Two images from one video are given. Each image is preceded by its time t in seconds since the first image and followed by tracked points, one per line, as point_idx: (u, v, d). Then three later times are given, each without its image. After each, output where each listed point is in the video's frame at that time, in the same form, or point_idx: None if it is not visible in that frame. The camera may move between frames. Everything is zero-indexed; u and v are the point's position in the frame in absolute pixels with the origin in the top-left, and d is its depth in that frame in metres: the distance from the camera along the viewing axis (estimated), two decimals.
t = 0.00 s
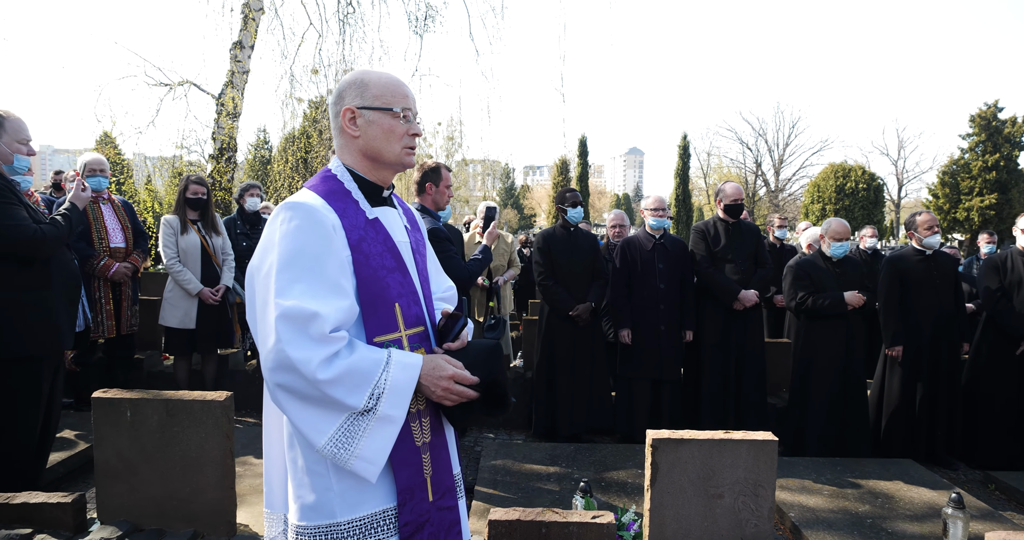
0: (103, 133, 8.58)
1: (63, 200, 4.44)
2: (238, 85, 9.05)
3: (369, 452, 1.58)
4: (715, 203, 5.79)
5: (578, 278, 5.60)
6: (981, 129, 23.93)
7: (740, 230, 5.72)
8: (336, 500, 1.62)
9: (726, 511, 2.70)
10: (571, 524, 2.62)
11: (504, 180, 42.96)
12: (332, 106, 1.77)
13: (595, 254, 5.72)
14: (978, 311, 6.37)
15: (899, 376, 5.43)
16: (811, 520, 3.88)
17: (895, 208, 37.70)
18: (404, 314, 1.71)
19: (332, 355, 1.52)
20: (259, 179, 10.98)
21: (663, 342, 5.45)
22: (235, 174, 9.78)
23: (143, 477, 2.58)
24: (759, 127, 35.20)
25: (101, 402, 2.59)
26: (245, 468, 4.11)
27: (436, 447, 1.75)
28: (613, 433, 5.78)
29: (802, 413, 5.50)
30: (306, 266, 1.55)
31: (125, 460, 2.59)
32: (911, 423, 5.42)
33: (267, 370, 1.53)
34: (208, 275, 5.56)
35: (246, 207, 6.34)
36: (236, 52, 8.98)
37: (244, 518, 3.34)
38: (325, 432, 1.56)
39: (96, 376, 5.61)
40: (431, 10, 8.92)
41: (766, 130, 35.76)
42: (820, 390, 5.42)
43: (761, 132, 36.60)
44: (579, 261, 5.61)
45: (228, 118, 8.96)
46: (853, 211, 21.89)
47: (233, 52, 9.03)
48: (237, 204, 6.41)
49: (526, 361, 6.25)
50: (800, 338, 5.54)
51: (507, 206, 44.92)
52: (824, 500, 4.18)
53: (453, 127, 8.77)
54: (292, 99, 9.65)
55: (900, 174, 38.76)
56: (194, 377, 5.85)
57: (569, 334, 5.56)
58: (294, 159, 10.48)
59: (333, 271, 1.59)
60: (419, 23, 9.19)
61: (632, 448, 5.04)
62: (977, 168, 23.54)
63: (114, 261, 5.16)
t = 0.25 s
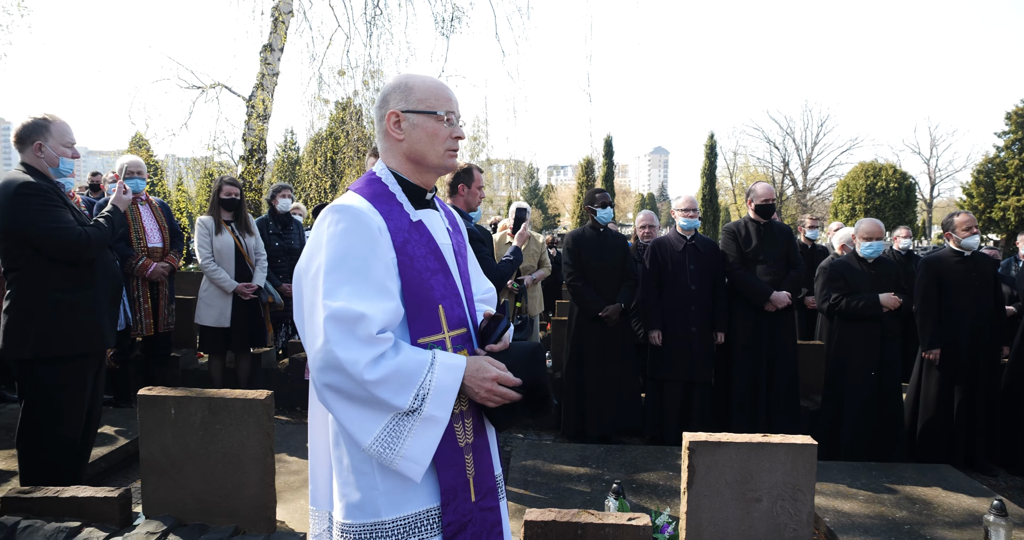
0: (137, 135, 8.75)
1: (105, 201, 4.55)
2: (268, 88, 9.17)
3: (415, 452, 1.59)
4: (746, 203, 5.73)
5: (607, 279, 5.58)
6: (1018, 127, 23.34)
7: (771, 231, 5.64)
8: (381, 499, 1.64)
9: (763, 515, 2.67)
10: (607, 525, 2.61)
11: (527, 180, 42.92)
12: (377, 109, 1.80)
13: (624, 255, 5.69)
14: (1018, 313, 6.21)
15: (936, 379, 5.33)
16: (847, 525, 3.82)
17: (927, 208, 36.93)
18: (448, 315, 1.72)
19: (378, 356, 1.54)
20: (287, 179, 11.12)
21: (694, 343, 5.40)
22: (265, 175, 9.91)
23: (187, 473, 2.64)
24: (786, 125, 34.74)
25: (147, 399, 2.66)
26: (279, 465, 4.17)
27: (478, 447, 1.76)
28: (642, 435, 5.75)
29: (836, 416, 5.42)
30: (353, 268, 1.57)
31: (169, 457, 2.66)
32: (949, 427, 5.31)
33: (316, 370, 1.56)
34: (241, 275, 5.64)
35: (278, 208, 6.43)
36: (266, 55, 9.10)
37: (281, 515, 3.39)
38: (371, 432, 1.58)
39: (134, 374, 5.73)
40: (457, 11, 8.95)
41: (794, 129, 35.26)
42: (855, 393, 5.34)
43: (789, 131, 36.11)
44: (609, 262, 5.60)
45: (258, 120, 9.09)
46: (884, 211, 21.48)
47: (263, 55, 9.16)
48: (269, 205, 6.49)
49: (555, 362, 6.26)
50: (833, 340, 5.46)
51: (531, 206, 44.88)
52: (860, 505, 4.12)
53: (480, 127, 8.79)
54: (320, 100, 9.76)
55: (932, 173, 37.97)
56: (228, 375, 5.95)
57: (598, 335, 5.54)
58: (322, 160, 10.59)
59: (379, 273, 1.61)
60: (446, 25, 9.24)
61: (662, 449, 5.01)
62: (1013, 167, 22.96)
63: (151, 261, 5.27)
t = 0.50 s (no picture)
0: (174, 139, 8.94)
1: (147, 205, 4.66)
2: (300, 92, 9.29)
3: (458, 455, 1.61)
4: (779, 205, 5.66)
5: (639, 282, 5.54)
6: None
7: (806, 233, 5.55)
8: (424, 501, 1.66)
9: (804, 522, 2.64)
10: (644, 530, 2.60)
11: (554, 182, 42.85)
12: (422, 115, 1.84)
13: (656, 257, 5.66)
14: None
15: (979, 385, 5.19)
16: (887, 533, 3.74)
17: (964, 209, 36.05)
18: (491, 319, 1.74)
19: (424, 360, 1.56)
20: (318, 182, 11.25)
21: (727, 347, 5.34)
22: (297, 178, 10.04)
23: (229, 472, 2.69)
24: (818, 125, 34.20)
25: (191, 399, 2.72)
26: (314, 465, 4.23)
27: (521, 451, 1.78)
28: (674, 439, 5.71)
29: (874, 422, 5.32)
30: (399, 272, 1.60)
31: (212, 456, 2.71)
32: (992, 435, 5.18)
33: (362, 373, 1.58)
34: (276, 277, 5.73)
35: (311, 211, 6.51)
36: (298, 59, 9.24)
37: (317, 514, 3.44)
38: (416, 434, 1.60)
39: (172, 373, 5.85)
40: (487, 14, 9.00)
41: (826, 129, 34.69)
42: (893, 399, 5.23)
43: (821, 132, 35.53)
44: (641, 264, 5.56)
45: (291, 124, 9.23)
46: (919, 212, 21.00)
47: (295, 59, 9.30)
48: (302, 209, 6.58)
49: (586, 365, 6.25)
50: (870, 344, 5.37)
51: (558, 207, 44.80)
52: (900, 514, 4.03)
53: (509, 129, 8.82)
54: (351, 104, 9.87)
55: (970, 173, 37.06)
56: (263, 375, 6.04)
57: (630, 338, 5.51)
58: (352, 163, 10.70)
59: (425, 277, 1.63)
60: (475, 28, 9.29)
61: (695, 454, 4.96)
62: None
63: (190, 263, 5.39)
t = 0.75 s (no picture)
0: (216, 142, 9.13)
1: (193, 206, 4.77)
2: (338, 94, 9.41)
3: (509, 456, 1.61)
4: (822, 205, 5.55)
5: (678, 284, 5.48)
6: None
7: (850, 233, 5.44)
8: (473, 501, 1.67)
9: (853, 530, 2.59)
10: (688, 535, 2.58)
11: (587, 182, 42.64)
12: (473, 118, 1.85)
13: (695, 258, 5.59)
14: None
15: None
16: None
17: (1012, 209, 34.87)
18: (540, 321, 1.75)
19: (475, 361, 1.58)
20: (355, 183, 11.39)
21: (768, 349, 5.24)
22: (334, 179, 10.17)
23: (276, 468, 2.74)
24: (858, 124, 33.43)
25: (240, 397, 2.77)
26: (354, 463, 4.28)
27: (569, 454, 1.78)
28: (713, 442, 5.64)
29: (921, 428, 5.17)
30: (451, 274, 1.62)
31: (259, 452, 2.76)
32: None
33: (414, 373, 1.60)
34: (316, 277, 5.81)
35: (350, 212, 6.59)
36: (336, 63, 9.37)
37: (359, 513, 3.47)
38: (467, 435, 1.61)
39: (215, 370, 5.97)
40: (522, 14, 9.00)
41: (866, 127, 33.89)
42: (942, 405, 5.09)
43: (861, 130, 34.72)
44: (680, 265, 5.50)
45: (328, 126, 9.36)
46: (966, 212, 20.35)
47: (333, 62, 9.44)
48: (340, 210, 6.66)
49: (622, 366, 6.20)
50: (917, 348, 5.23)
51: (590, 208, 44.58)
52: (950, 524, 3.92)
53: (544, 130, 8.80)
54: (387, 106, 9.96)
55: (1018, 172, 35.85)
56: (303, 373, 6.14)
57: (668, 339, 5.45)
58: (388, 164, 10.80)
59: (475, 279, 1.65)
60: (510, 28, 9.30)
61: (735, 458, 4.88)
62: None
63: (233, 264, 5.51)
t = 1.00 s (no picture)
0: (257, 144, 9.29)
1: (237, 207, 4.87)
2: (374, 96, 9.51)
3: (559, 458, 1.61)
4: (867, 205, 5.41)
5: (718, 285, 5.40)
6: None
7: (897, 233, 5.30)
8: (523, 502, 1.67)
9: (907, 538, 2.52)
10: None
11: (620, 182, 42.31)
12: (523, 117, 1.87)
13: (735, 259, 5.50)
14: None
15: None
16: None
17: None
18: (590, 323, 1.75)
19: (526, 362, 1.58)
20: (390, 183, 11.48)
21: (811, 352, 5.13)
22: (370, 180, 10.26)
23: (322, 465, 2.78)
24: (901, 121, 32.54)
25: (286, 395, 2.82)
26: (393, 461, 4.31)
27: (619, 456, 1.78)
28: (754, 446, 5.55)
29: (973, 435, 5.02)
30: (501, 275, 1.63)
31: (306, 449, 2.81)
32: None
33: (465, 374, 1.61)
34: (356, 276, 5.88)
35: (388, 212, 6.65)
36: (372, 65, 9.47)
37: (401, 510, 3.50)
38: (517, 436, 1.62)
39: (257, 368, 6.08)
40: (556, 14, 8.98)
41: (910, 124, 32.97)
42: (996, 410, 4.92)
43: (904, 127, 33.79)
44: (720, 266, 5.42)
45: (365, 127, 9.46)
46: (1016, 211, 19.64)
47: (370, 64, 9.54)
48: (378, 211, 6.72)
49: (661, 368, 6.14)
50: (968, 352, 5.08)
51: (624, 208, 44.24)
52: (1005, 534, 3.79)
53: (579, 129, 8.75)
54: (422, 107, 10.02)
55: None
56: (342, 372, 6.21)
57: (708, 341, 5.36)
58: (423, 164, 10.87)
59: (526, 280, 1.65)
60: (544, 28, 9.28)
61: (777, 462, 4.79)
62: None
63: (275, 264, 5.61)
